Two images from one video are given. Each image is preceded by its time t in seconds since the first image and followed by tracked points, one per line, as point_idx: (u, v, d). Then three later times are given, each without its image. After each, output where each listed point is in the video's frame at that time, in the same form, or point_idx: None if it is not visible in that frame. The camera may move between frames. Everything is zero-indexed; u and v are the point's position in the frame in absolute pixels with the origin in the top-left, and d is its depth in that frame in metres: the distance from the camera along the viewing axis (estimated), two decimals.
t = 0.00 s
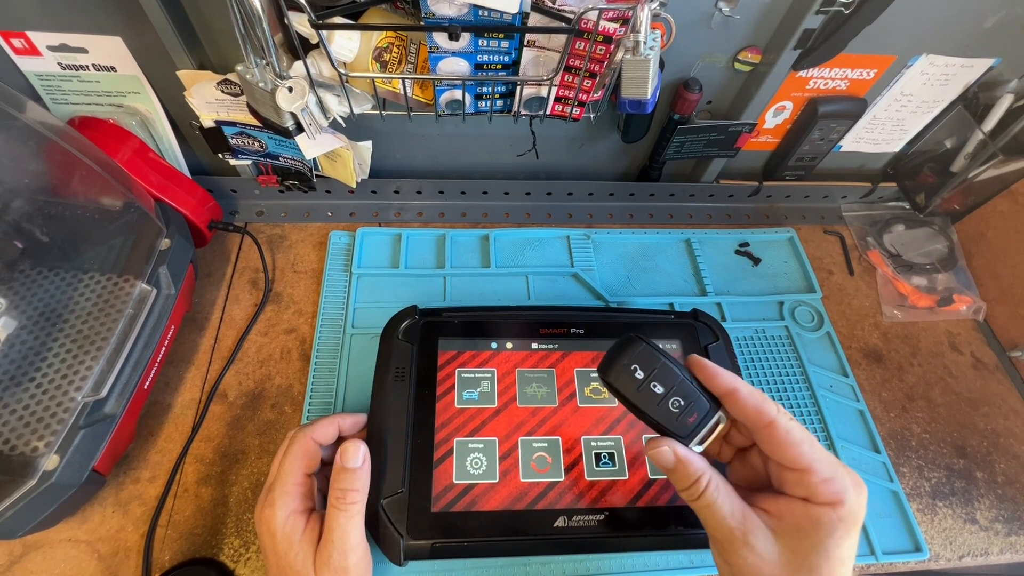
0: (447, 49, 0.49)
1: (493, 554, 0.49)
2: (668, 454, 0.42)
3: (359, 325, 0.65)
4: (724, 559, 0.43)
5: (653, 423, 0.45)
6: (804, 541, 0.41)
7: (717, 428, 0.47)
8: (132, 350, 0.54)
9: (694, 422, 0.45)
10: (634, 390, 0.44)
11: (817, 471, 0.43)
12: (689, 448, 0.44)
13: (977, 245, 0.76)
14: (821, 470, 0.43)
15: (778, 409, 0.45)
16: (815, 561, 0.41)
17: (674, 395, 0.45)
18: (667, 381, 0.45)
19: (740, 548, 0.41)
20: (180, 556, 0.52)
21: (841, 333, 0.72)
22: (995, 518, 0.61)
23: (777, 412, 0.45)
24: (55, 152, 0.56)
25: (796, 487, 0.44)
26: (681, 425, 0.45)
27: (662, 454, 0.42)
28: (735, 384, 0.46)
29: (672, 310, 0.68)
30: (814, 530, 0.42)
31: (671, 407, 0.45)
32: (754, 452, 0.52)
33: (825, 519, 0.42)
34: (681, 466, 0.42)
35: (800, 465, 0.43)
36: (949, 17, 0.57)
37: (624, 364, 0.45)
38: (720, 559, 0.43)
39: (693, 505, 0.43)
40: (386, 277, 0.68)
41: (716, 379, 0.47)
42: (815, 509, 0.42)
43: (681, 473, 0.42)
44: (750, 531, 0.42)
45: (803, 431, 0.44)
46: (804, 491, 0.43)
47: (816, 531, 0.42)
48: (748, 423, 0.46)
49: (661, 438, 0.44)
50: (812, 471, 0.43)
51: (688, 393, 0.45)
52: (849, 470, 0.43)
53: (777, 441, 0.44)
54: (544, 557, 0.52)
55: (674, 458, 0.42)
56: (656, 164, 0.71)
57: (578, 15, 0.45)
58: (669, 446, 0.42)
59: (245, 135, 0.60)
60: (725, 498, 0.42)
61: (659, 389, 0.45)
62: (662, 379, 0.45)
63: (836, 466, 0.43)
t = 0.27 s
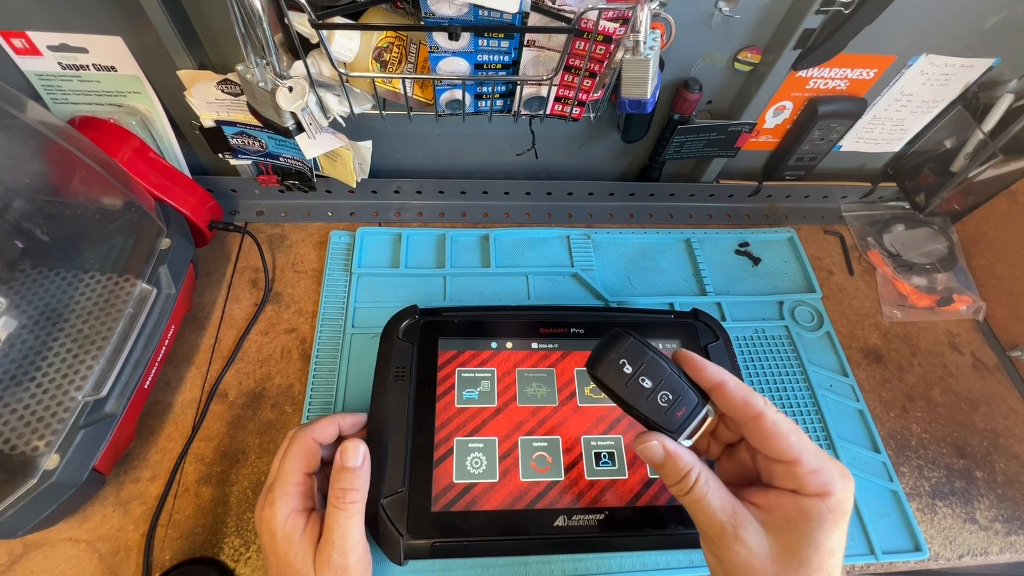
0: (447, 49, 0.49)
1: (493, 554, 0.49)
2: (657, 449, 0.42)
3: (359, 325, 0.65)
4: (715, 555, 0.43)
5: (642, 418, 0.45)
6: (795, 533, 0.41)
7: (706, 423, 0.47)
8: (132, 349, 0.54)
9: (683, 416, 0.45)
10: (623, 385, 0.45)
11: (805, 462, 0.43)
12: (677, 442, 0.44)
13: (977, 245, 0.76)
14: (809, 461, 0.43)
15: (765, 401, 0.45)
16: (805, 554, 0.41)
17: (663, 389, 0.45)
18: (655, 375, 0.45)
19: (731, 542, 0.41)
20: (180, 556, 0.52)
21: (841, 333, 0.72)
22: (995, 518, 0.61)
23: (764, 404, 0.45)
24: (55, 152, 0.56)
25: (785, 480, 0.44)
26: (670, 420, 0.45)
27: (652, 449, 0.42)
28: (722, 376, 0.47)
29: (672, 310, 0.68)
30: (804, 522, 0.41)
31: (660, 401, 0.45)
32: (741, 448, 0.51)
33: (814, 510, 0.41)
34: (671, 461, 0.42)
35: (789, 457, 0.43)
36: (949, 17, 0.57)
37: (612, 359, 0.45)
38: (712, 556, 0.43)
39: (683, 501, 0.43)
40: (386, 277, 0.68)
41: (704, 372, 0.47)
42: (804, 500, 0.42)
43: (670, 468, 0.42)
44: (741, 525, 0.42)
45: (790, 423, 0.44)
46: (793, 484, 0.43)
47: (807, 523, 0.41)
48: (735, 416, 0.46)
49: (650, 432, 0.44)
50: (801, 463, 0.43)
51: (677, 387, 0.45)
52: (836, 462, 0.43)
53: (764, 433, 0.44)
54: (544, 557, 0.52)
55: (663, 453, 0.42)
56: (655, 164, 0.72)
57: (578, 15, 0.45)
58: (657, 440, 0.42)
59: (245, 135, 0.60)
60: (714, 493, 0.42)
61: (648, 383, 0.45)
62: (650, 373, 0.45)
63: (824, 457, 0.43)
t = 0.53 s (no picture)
0: (447, 50, 0.49)
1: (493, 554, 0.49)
2: (662, 448, 0.42)
3: (359, 325, 0.65)
4: (725, 556, 0.42)
5: (646, 416, 0.44)
6: (807, 533, 0.41)
7: (712, 418, 0.46)
8: (132, 350, 0.54)
9: (688, 413, 0.44)
10: (625, 382, 0.44)
11: (818, 459, 0.42)
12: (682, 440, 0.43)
13: (977, 245, 0.76)
14: (821, 458, 0.43)
15: (775, 396, 0.45)
16: (819, 554, 0.41)
17: (666, 385, 0.44)
18: (657, 372, 0.45)
19: (741, 543, 0.41)
20: (180, 556, 0.52)
21: (841, 333, 0.72)
22: (995, 519, 0.61)
23: (773, 399, 0.45)
24: (55, 152, 0.56)
25: (797, 478, 0.44)
26: (675, 417, 0.44)
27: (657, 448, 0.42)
28: (730, 371, 0.47)
29: (672, 310, 0.68)
30: (817, 521, 0.41)
31: (664, 398, 0.44)
32: (751, 443, 0.52)
33: (828, 509, 0.41)
34: (676, 460, 0.42)
35: (800, 454, 0.43)
36: (949, 18, 0.57)
37: (613, 355, 0.45)
38: (721, 555, 0.43)
39: (691, 501, 0.43)
40: (386, 278, 0.68)
41: (709, 366, 0.47)
42: (817, 499, 0.42)
43: (677, 468, 0.42)
44: (751, 525, 0.41)
45: (801, 418, 0.44)
46: (805, 481, 0.43)
47: (820, 522, 0.41)
48: (744, 411, 0.46)
49: (654, 431, 0.43)
50: (813, 460, 0.43)
51: (680, 383, 0.45)
52: (850, 458, 0.43)
53: (774, 428, 0.44)
54: (544, 557, 0.52)
55: (669, 452, 0.42)
56: (656, 164, 0.71)
57: (579, 16, 0.45)
58: (662, 438, 0.42)
59: (245, 135, 0.60)
60: (722, 492, 0.42)
61: (650, 380, 0.44)
62: (653, 370, 0.44)
63: (837, 453, 0.43)
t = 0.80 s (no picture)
0: (447, 49, 0.49)
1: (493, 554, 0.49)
2: (659, 454, 0.42)
3: (359, 325, 0.65)
4: (724, 565, 0.42)
5: (642, 421, 0.44)
6: (809, 540, 0.41)
7: (711, 421, 0.47)
8: (132, 350, 0.54)
9: (686, 418, 0.44)
10: (620, 388, 0.43)
11: (818, 464, 0.42)
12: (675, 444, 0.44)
13: (977, 245, 0.76)
14: (822, 463, 0.43)
15: (773, 399, 0.45)
16: (821, 562, 0.41)
17: (662, 389, 0.44)
18: (653, 376, 0.44)
19: (742, 552, 0.41)
20: (180, 556, 0.52)
21: (841, 333, 0.72)
22: (995, 518, 0.61)
23: (772, 403, 0.44)
24: (55, 152, 0.56)
25: (798, 483, 0.44)
26: (672, 422, 0.44)
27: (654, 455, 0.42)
28: (727, 374, 0.46)
29: (672, 310, 0.68)
30: (819, 528, 0.41)
31: (660, 403, 0.44)
32: (749, 444, 0.52)
33: (830, 515, 0.41)
34: (675, 468, 0.42)
35: (801, 459, 0.43)
36: (948, 18, 0.57)
37: (608, 359, 0.44)
38: (721, 565, 0.43)
39: (690, 510, 0.43)
40: (386, 277, 0.68)
41: (707, 370, 0.47)
42: (818, 505, 0.42)
43: (675, 476, 0.42)
44: (751, 535, 0.41)
45: (801, 422, 0.44)
46: (806, 487, 0.43)
47: (822, 529, 0.41)
48: (743, 415, 0.46)
49: (651, 437, 0.43)
50: (814, 465, 0.43)
51: (676, 386, 0.45)
52: (851, 461, 0.43)
53: (774, 433, 0.44)
54: (544, 557, 0.52)
55: (666, 459, 0.42)
56: (656, 164, 0.71)
57: (578, 15, 0.45)
58: (659, 446, 0.42)
59: (245, 135, 0.60)
60: (722, 501, 0.42)
61: (646, 385, 0.44)
62: (649, 374, 0.44)
63: (837, 456, 0.43)
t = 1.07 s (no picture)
0: (447, 49, 0.49)
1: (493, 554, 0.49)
2: (664, 462, 0.41)
3: (359, 325, 0.65)
4: None
5: (646, 426, 0.43)
6: (817, 552, 0.41)
7: (718, 427, 0.46)
8: (132, 349, 0.54)
9: (691, 424, 0.44)
10: (624, 392, 0.43)
11: (828, 474, 0.43)
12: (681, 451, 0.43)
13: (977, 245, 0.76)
14: (832, 473, 0.43)
15: (784, 405, 0.45)
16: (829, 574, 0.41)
17: (667, 394, 0.44)
18: (658, 381, 0.44)
19: (746, 565, 0.40)
20: (180, 556, 0.52)
21: (841, 333, 0.72)
22: (995, 518, 0.61)
23: (783, 409, 0.44)
24: (55, 152, 0.56)
25: (806, 492, 0.44)
26: (676, 428, 0.43)
27: (659, 462, 0.41)
28: (735, 378, 0.46)
29: (672, 310, 0.68)
30: (828, 541, 0.42)
31: (665, 408, 0.43)
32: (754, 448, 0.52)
33: (840, 528, 0.42)
34: (681, 477, 0.41)
35: (811, 468, 0.43)
36: (948, 18, 0.57)
37: (611, 363, 0.43)
38: None
39: (694, 520, 0.43)
40: (385, 277, 0.68)
41: (715, 374, 0.46)
42: (827, 516, 0.42)
43: (681, 485, 0.41)
44: (757, 548, 0.41)
45: (811, 430, 0.44)
46: (815, 497, 0.43)
47: (830, 541, 0.42)
48: (752, 421, 0.46)
49: (656, 443, 0.42)
50: (824, 475, 0.43)
51: (681, 390, 0.44)
52: (860, 471, 0.43)
53: (784, 440, 0.44)
54: (544, 557, 0.52)
55: (671, 466, 0.41)
56: (655, 164, 0.72)
57: (578, 15, 0.45)
58: (665, 453, 0.41)
59: (245, 135, 0.60)
60: (728, 513, 0.41)
61: (651, 390, 0.43)
62: (652, 378, 0.43)
63: (847, 466, 0.43)
